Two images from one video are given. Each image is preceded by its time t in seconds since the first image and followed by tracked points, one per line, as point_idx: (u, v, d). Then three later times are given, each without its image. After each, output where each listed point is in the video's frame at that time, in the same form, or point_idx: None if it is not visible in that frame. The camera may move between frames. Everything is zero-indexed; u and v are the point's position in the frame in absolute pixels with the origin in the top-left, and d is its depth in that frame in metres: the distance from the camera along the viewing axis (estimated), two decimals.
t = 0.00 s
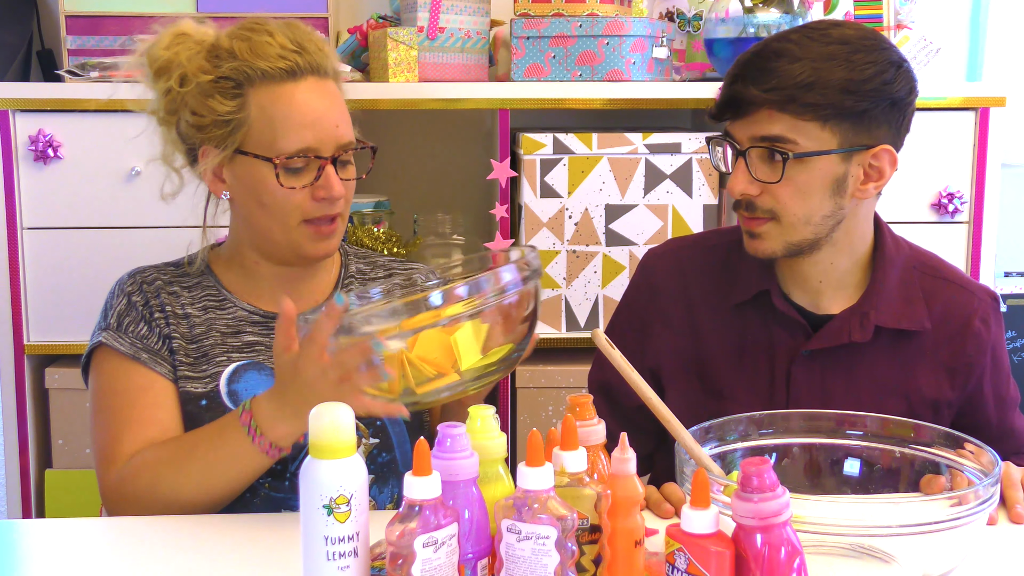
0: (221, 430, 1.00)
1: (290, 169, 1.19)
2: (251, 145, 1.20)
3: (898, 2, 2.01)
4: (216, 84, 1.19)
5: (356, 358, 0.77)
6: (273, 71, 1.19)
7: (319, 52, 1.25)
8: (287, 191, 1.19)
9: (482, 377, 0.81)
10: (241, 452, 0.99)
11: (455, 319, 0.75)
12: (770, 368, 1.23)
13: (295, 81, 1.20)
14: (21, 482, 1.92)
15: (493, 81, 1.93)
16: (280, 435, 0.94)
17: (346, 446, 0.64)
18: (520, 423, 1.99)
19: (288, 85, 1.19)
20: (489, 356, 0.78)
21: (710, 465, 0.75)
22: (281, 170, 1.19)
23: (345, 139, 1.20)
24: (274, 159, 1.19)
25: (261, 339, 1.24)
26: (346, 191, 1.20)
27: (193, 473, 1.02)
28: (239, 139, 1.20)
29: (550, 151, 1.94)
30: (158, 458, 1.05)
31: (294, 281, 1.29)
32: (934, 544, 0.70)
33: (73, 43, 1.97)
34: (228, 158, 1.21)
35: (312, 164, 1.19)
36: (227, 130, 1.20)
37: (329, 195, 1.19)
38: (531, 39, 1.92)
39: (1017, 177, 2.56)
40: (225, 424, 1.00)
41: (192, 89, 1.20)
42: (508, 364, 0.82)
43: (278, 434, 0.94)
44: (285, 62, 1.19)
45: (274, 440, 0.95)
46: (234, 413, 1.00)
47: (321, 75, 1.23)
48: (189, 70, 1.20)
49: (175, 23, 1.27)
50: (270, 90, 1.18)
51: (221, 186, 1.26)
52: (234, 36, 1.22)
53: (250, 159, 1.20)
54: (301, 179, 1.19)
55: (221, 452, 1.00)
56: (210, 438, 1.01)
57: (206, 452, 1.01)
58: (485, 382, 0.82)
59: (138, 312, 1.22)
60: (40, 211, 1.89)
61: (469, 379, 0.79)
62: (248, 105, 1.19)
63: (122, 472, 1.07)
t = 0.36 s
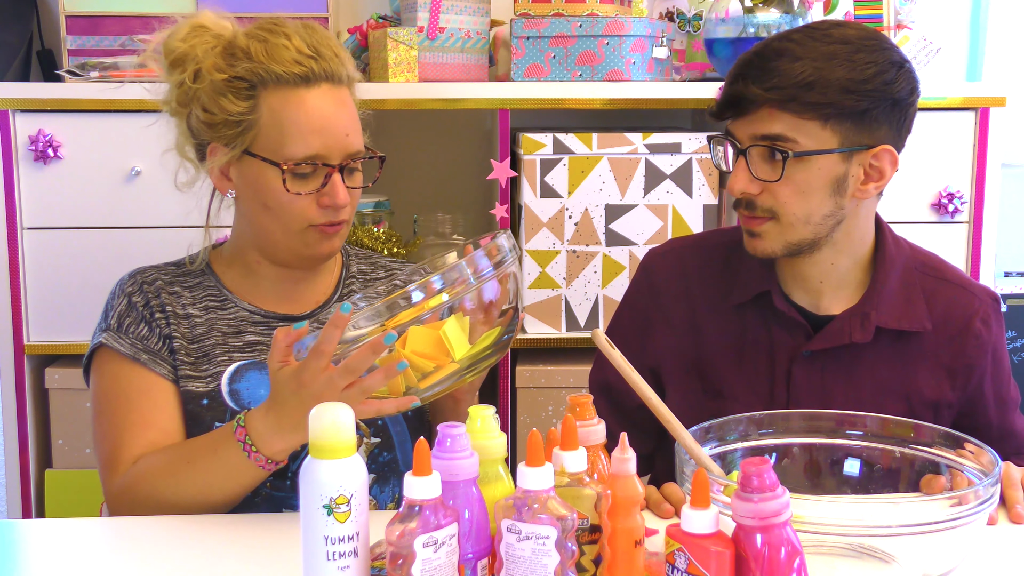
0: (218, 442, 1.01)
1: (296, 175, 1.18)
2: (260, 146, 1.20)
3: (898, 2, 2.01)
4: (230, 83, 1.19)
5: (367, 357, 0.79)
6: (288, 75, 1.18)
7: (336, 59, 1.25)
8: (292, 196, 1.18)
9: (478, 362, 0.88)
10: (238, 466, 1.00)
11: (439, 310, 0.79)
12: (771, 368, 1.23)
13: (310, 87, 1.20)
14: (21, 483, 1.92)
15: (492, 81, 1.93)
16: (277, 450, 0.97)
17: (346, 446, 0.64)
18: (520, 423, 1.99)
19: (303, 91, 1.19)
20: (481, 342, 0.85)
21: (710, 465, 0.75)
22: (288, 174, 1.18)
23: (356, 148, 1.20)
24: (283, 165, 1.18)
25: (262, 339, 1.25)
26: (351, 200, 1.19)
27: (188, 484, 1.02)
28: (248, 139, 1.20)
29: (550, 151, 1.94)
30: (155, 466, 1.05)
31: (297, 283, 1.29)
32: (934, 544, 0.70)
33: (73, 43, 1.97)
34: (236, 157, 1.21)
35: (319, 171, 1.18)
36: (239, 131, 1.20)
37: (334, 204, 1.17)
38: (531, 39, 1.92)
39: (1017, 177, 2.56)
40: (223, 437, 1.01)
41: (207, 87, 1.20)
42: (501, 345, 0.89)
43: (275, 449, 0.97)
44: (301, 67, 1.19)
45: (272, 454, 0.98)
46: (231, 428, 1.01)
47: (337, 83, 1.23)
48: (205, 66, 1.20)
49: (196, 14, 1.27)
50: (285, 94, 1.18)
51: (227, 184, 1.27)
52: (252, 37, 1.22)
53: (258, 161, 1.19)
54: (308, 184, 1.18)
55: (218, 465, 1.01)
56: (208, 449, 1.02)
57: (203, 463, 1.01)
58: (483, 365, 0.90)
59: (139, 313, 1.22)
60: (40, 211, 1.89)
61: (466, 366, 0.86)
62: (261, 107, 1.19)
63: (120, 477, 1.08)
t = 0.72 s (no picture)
0: (214, 448, 1.01)
1: (305, 171, 1.18)
2: (269, 145, 1.20)
3: (898, 2, 2.01)
4: (236, 81, 1.19)
5: (348, 335, 0.82)
6: (295, 72, 1.19)
7: (339, 56, 1.25)
8: (300, 193, 1.18)
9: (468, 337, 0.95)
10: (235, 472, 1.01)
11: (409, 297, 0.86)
12: (771, 368, 1.23)
13: (317, 84, 1.20)
14: (20, 483, 1.92)
15: (492, 81, 1.93)
16: (269, 455, 0.98)
17: (346, 446, 0.64)
18: (520, 423, 1.99)
19: (310, 88, 1.19)
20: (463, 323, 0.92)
21: (710, 465, 0.75)
22: (298, 172, 1.18)
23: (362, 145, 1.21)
24: (293, 163, 1.18)
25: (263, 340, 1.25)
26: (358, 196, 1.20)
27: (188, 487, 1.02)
28: (255, 137, 1.20)
29: (550, 151, 1.94)
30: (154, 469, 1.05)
31: (297, 283, 1.29)
32: (934, 544, 0.70)
33: (73, 43, 1.97)
34: (243, 155, 1.21)
35: (327, 168, 1.19)
36: (245, 128, 1.19)
37: (342, 200, 1.18)
38: (531, 39, 1.92)
39: (1017, 177, 2.56)
40: (215, 440, 1.02)
41: (212, 87, 1.20)
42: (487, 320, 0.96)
43: (267, 455, 0.98)
44: (307, 64, 1.19)
45: (263, 461, 0.99)
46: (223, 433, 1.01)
47: (342, 80, 1.23)
48: (210, 66, 1.20)
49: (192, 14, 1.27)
50: (292, 91, 1.19)
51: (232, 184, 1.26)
52: (256, 35, 1.22)
53: (266, 159, 1.19)
54: (316, 181, 1.19)
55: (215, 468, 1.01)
56: (203, 453, 1.01)
57: (199, 467, 1.02)
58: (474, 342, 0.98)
59: (140, 314, 1.21)
60: (40, 211, 1.89)
61: (456, 346, 0.94)
62: (269, 105, 1.19)
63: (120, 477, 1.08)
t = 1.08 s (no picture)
0: (205, 445, 1.00)
1: (303, 169, 1.18)
2: (267, 143, 1.20)
3: (898, 2, 2.01)
4: (235, 79, 1.19)
5: (342, 323, 0.81)
6: (294, 70, 1.19)
7: (340, 55, 1.25)
8: (299, 192, 1.18)
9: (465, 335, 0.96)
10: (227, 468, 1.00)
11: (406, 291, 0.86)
12: (771, 368, 1.23)
13: (316, 82, 1.20)
14: (20, 483, 1.92)
15: (492, 81, 1.93)
16: (262, 446, 0.97)
17: (346, 446, 0.64)
18: (520, 423, 1.99)
19: (308, 86, 1.19)
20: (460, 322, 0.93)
21: (710, 465, 0.75)
22: (294, 169, 1.18)
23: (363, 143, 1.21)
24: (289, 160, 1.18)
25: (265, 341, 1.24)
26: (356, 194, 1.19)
27: (183, 485, 1.02)
28: (254, 134, 1.20)
29: (550, 151, 1.94)
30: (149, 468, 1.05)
31: (297, 281, 1.29)
32: (933, 544, 0.70)
33: (73, 43, 1.97)
34: (242, 153, 1.21)
35: (325, 166, 1.18)
36: (244, 126, 1.19)
37: (340, 198, 1.18)
38: (531, 39, 1.92)
39: (1017, 177, 2.56)
40: (206, 437, 1.01)
41: (212, 85, 1.20)
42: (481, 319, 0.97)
43: (260, 446, 0.97)
44: (305, 62, 1.19)
45: (256, 451, 0.98)
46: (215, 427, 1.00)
47: (341, 77, 1.23)
48: (209, 64, 1.20)
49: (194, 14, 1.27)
50: (292, 89, 1.19)
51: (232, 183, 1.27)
52: (256, 34, 1.22)
53: (265, 156, 1.19)
54: (313, 179, 1.19)
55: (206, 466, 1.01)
56: (195, 450, 1.01)
57: (194, 463, 1.01)
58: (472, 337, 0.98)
59: (140, 314, 1.22)
60: (40, 211, 1.89)
61: (452, 345, 0.94)
62: (267, 102, 1.19)
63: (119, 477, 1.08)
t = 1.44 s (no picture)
0: (198, 416, 0.99)
1: (275, 170, 1.18)
2: (243, 143, 1.20)
3: (899, 2, 2.01)
4: (213, 80, 1.20)
5: (344, 310, 0.79)
6: (266, 70, 1.18)
7: (319, 53, 1.24)
8: (271, 192, 1.19)
9: (492, 365, 0.87)
10: (219, 434, 0.99)
11: (457, 293, 0.81)
12: (771, 368, 1.23)
13: (288, 82, 1.19)
14: (20, 483, 1.92)
15: (492, 81, 1.93)
16: (252, 405, 0.95)
17: (345, 446, 0.64)
18: (520, 423, 1.99)
19: (280, 86, 1.19)
20: (492, 349, 0.86)
21: (710, 465, 0.75)
22: (265, 169, 1.18)
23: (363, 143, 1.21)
24: (259, 159, 1.18)
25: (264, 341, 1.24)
26: (331, 194, 1.19)
27: (178, 463, 1.01)
28: (231, 134, 1.21)
29: (550, 151, 1.94)
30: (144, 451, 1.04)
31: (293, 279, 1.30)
32: (934, 544, 0.70)
33: (73, 43, 1.97)
34: (221, 153, 1.22)
35: (299, 166, 1.18)
36: (223, 125, 1.21)
37: (314, 198, 1.18)
38: (531, 39, 1.92)
39: (1017, 177, 2.57)
40: (198, 408, 1.00)
41: (193, 86, 1.22)
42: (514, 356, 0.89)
43: (251, 404, 0.95)
44: (277, 61, 1.19)
45: (247, 410, 0.96)
46: (209, 393, 1.00)
47: (316, 75, 1.22)
48: (189, 65, 1.22)
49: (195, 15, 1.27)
50: (265, 89, 1.19)
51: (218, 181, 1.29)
52: (238, 34, 1.23)
53: (239, 157, 1.20)
54: (288, 179, 1.19)
55: (199, 439, 1.00)
56: (190, 428, 1.00)
57: (187, 442, 1.00)
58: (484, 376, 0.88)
59: (138, 312, 1.22)
60: (40, 211, 1.89)
61: (466, 371, 0.85)
62: (242, 103, 1.20)
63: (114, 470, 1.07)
